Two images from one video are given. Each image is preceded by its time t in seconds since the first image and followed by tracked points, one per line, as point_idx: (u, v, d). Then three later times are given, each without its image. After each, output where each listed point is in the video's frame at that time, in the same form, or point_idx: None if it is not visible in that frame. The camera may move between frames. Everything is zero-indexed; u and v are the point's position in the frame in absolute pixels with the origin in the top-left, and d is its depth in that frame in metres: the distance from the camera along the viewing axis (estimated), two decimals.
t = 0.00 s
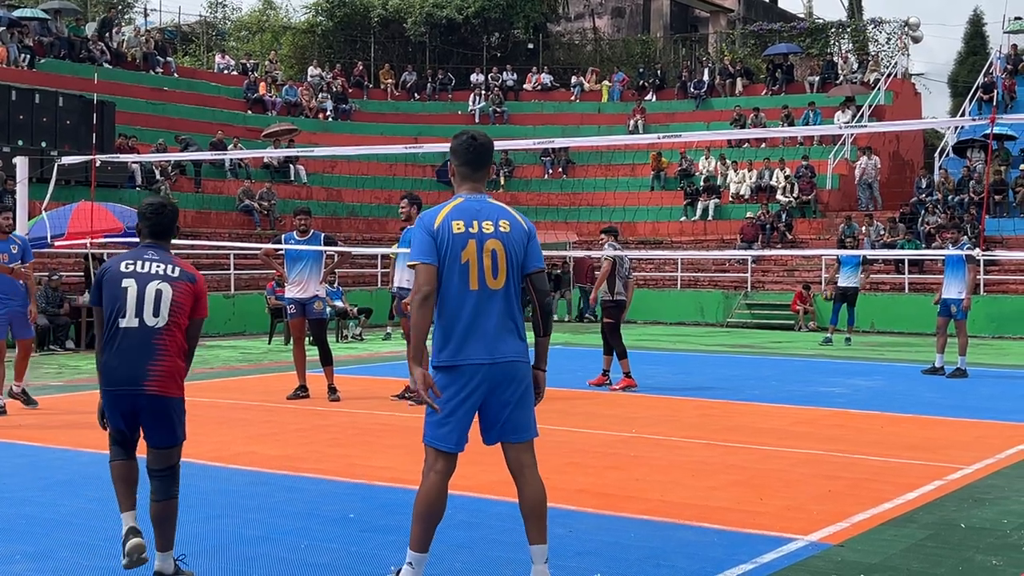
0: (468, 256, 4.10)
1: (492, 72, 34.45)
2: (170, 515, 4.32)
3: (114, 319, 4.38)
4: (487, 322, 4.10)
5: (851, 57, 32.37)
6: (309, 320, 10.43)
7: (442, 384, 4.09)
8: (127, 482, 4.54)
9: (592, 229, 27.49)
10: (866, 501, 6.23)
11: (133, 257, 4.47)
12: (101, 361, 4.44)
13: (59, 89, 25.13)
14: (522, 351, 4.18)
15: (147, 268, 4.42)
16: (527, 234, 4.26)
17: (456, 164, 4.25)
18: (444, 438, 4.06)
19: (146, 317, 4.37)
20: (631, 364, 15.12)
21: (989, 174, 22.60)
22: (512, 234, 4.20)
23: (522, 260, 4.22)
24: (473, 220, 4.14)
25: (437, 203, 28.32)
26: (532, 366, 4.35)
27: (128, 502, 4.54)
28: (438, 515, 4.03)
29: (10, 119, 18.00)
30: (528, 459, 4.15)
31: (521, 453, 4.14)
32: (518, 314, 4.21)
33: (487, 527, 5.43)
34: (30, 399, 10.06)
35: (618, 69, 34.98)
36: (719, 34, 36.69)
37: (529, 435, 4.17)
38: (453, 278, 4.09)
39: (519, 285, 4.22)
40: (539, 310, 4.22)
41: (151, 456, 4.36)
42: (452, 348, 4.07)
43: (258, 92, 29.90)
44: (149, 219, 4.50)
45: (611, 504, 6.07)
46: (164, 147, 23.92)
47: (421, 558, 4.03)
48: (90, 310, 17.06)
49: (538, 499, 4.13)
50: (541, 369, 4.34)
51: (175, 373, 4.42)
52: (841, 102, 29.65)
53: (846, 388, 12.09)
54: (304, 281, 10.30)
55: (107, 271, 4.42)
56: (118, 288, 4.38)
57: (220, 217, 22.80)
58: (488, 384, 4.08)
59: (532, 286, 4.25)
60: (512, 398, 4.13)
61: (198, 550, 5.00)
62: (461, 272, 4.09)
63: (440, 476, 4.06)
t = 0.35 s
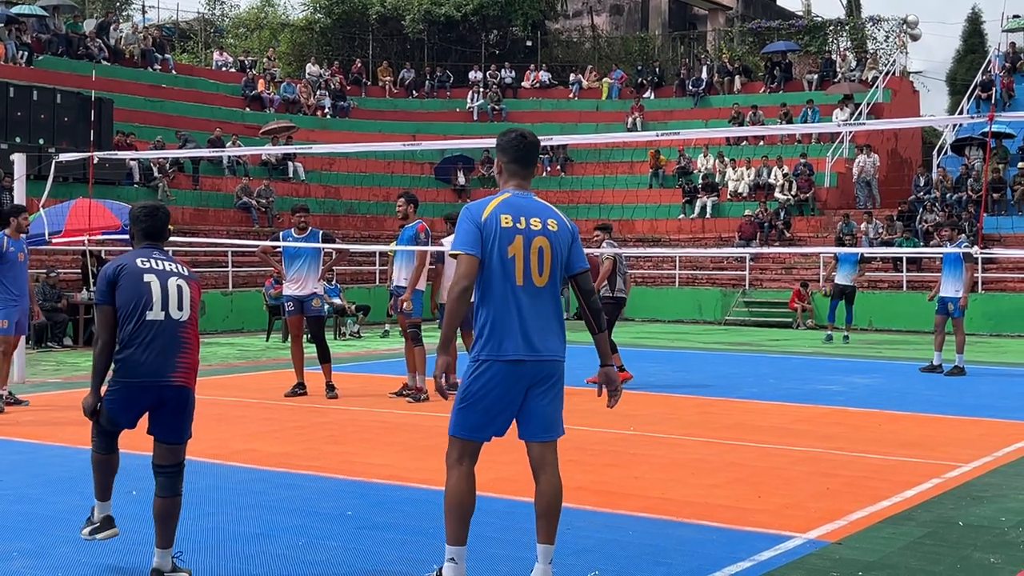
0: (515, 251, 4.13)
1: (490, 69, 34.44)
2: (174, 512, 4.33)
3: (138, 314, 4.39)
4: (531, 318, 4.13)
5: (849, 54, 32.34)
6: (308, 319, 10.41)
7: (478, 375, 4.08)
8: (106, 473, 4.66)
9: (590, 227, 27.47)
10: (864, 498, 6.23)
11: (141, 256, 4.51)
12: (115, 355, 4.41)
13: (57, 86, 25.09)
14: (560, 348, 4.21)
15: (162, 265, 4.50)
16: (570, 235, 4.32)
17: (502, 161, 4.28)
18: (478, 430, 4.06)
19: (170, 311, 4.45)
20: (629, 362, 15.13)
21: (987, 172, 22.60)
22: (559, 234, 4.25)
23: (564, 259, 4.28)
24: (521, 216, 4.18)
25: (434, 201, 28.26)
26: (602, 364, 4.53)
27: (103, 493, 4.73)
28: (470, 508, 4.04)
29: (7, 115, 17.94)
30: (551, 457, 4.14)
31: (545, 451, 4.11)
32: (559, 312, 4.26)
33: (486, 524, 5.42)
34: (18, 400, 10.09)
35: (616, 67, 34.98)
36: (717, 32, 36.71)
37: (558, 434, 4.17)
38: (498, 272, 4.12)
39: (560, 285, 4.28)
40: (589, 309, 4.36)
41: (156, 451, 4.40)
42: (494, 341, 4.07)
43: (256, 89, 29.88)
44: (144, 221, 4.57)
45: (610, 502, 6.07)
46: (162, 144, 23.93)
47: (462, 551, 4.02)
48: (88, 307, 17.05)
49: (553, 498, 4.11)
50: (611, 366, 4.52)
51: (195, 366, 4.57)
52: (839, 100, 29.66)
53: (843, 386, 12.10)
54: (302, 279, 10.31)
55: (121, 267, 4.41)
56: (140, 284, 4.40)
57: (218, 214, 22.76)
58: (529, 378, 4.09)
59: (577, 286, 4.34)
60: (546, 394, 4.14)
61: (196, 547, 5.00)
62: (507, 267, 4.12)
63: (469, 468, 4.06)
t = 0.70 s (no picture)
0: (525, 250, 4.12)
1: (489, 67, 34.41)
2: (165, 505, 4.35)
3: (113, 317, 4.34)
4: (540, 318, 4.13)
5: (848, 53, 32.31)
6: (305, 316, 10.41)
7: (490, 374, 4.09)
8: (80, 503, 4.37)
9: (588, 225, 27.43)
10: (863, 497, 6.24)
11: (112, 255, 4.43)
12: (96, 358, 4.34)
13: (55, 83, 25.06)
14: (571, 349, 4.20)
15: (132, 264, 4.42)
16: (583, 236, 4.30)
17: (520, 159, 4.28)
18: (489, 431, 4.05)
19: (143, 311, 4.39)
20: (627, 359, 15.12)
21: (986, 170, 22.61)
22: (572, 234, 4.24)
23: (576, 259, 4.26)
24: (533, 215, 4.16)
25: (433, 197, 28.21)
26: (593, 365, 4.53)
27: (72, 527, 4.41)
28: (477, 509, 4.03)
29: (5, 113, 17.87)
30: (556, 457, 4.15)
31: (550, 451, 4.11)
32: (569, 312, 4.25)
33: (484, 522, 5.42)
34: (16, 397, 10.13)
35: (615, 65, 34.99)
36: (716, 30, 36.71)
37: (566, 435, 4.17)
38: (509, 271, 4.11)
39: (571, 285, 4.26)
40: (593, 312, 4.38)
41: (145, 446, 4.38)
42: (507, 341, 4.08)
43: (254, 86, 29.89)
44: (109, 216, 4.51)
45: (608, 500, 6.07)
46: (161, 142, 23.92)
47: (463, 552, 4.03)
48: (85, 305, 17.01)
49: (556, 499, 4.10)
50: (603, 368, 4.53)
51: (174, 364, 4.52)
52: (838, 98, 29.65)
53: (842, 384, 12.10)
54: (301, 275, 10.28)
55: (91, 269, 4.34)
56: (112, 286, 4.34)
57: (217, 212, 22.69)
58: (540, 378, 4.09)
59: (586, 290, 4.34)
60: (556, 395, 4.14)
61: (192, 544, 4.99)
62: (517, 266, 4.10)
63: (479, 469, 4.06)
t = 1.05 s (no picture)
0: (526, 252, 4.12)
1: (488, 66, 34.39)
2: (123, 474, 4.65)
3: (66, 318, 4.39)
4: (542, 320, 4.12)
5: (847, 53, 32.30)
6: (303, 315, 10.43)
7: (492, 375, 4.09)
8: (73, 511, 4.29)
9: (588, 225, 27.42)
10: (861, 497, 6.23)
11: (55, 263, 4.50)
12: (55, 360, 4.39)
13: (54, 82, 25.03)
14: (573, 350, 4.19)
15: (78, 267, 4.49)
16: (586, 237, 4.28)
17: (522, 162, 4.28)
18: (492, 431, 4.06)
19: (95, 308, 4.44)
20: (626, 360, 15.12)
21: (983, 171, 22.64)
22: (574, 235, 4.21)
23: (578, 260, 4.24)
24: (535, 216, 4.16)
25: (433, 197, 28.19)
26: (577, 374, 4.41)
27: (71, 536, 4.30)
28: (478, 509, 4.03)
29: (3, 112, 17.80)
30: (558, 457, 4.14)
31: (552, 451, 4.10)
32: (571, 314, 4.24)
33: (482, 522, 5.42)
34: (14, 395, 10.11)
35: (613, 65, 34.98)
36: (714, 30, 36.73)
37: (569, 436, 4.16)
38: (510, 274, 4.11)
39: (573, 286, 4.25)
40: (588, 317, 4.29)
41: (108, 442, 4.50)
42: (508, 343, 4.08)
43: (253, 85, 29.91)
44: (49, 225, 4.56)
45: (607, 500, 6.07)
46: (159, 142, 23.92)
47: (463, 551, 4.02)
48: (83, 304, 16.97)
49: (557, 498, 4.10)
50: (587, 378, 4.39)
51: (133, 356, 4.58)
52: (836, 98, 29.66)
53: (840, 384, 12.10)
54: (299, 275, 10.25)
55: (36, 281, 4.43)
56: (59, 291, 4.40)
57: (216, 212, 22.68)
58: (541, 379, 4.08)
59: (584, 291, 4.29)
60: (559, 396, 4.13)
61: (190, 544, 4.99)
62: (518, 268, 4.11)
63: (482, 469, 4.07)
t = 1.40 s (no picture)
0: (525, 254, 4.12)
1: (487, 68, 34.38)
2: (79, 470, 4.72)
3: (45, 316, 4.40)
4: (542, 322, 4.12)
5: (846, 55, 32.29)
6: (303, 316, 10.43)
7: (492, 378, 4.10)
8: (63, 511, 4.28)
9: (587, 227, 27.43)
10: (860, 499, 6.23)
11: (38, 262, 4.52)
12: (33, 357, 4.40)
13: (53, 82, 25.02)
14: (574, 352, 4.19)
15: (59, 266, 4.51)
16: (587, 238, 4.27)
17: (522, 166, 4.27)
18: (493, 433, 4.06)
19: (76, 307, 4.45)
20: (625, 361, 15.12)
21: (983, 173, 22.68)
22: (574, 236, 4.20)
23: (579, 261, 4.23)
24: (533, 219, 4.15)
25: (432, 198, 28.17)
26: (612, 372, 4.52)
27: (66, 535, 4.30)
28: (478, 512, 4.03)
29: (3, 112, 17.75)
30: (559, 460, 4.13)
31: (552, 453, 4.10)
32: (572, 316, 4.24)
33: (481, 523, 5.42)
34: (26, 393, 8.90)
35: (612, 67, 34.98)
36: (714, 32, 36.73)
37: (571, 437, 4.16)
38: (509, 276, 4.12)
39: (574, 288, 4.24)
40: (603, 316, 4.34)
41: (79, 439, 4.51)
42: (509, 345, 4.09)
43: (252, 86, 29.89)
44: (31, 227, 4.58)
45: (606, 501, 6.07)
46: (159, 143, 23.91)
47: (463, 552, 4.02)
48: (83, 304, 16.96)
49: (557, 499, 4.10)
50: (620, 375, 4.51)
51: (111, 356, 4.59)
52: (836, 100, 29.68)
53: (839, 386, 12.10)
54: (297, 277, 10.26)
55: (18, 279, 4.45)
56: (40, 289, 4.42)
57: (214, 212, 22.72)
58: (541, 381, 4.08)
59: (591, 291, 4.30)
60: (559, 398, 4.12)
61: (189, 545, 4.99)
62: (516, 271, 4.11)
63: (483, 471, 4.06)
